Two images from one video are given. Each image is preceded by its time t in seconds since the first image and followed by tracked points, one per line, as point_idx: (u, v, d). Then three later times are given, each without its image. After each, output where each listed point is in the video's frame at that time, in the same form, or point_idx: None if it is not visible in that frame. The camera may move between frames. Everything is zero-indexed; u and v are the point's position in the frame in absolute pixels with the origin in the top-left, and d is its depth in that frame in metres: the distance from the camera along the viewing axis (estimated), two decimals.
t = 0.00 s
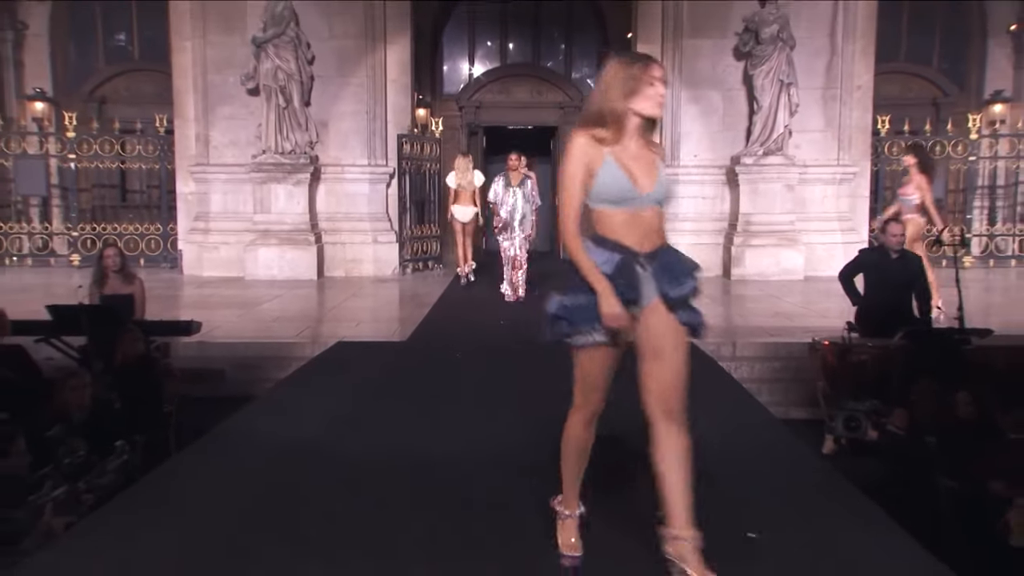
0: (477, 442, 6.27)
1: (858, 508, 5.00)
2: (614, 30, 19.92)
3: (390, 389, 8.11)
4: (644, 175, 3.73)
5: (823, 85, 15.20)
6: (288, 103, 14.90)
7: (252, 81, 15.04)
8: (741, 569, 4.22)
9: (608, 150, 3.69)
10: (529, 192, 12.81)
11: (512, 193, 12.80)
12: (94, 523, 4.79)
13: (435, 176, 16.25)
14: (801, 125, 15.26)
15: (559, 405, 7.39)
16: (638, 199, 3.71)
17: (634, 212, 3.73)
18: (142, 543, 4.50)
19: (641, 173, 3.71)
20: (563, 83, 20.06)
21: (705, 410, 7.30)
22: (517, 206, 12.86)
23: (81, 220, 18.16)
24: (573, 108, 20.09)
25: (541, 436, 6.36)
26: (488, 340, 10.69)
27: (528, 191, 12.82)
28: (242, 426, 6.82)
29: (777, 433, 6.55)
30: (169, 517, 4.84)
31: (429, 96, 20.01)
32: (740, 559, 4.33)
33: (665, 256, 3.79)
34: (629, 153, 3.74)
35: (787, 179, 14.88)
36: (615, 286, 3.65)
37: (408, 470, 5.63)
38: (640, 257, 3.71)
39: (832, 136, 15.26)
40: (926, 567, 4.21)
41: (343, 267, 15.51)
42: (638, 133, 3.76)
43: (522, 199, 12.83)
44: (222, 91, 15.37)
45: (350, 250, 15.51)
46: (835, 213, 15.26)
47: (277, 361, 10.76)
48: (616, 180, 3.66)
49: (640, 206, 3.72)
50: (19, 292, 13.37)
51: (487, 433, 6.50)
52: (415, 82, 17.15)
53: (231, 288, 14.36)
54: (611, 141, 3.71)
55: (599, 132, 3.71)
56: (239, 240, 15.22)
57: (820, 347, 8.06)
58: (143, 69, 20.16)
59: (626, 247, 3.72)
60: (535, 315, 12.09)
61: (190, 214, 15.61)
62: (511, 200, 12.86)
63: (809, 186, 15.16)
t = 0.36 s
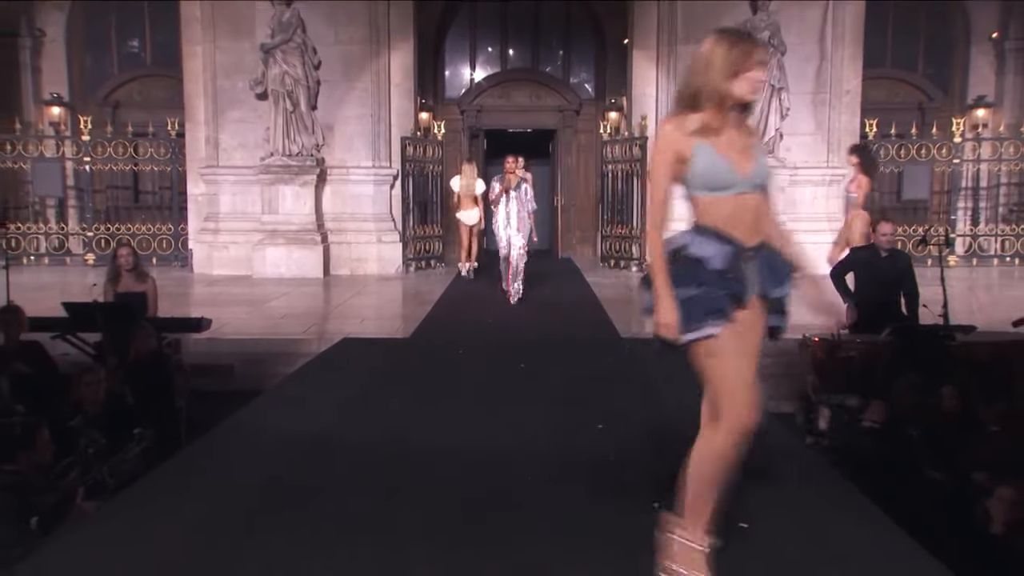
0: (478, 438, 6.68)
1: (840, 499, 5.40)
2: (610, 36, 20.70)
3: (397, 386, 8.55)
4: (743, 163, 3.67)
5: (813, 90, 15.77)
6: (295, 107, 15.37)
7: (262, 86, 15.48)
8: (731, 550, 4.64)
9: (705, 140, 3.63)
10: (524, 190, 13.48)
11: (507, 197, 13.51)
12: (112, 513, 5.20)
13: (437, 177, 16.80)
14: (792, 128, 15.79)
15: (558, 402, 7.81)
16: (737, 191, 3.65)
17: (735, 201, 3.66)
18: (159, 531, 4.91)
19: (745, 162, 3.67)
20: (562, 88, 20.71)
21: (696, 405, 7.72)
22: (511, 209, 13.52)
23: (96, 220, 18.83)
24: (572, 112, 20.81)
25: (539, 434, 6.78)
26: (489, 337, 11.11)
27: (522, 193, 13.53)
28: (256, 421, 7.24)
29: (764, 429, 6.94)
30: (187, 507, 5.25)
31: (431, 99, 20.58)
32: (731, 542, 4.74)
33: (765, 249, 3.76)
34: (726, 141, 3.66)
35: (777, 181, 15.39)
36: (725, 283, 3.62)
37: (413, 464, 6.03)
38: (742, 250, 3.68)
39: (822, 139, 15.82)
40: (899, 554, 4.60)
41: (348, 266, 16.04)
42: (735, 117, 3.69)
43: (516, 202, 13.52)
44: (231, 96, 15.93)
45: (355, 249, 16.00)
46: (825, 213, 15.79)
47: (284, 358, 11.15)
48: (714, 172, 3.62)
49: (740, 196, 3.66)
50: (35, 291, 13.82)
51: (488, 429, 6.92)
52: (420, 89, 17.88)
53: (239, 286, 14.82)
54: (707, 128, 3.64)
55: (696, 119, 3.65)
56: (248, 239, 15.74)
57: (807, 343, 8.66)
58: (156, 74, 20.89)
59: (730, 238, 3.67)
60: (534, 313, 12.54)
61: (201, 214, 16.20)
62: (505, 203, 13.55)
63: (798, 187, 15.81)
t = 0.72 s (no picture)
0: (479, 437, 6.90)
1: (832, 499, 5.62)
2: (609, 39, 20.95)
3: (400, 384, 8.77)
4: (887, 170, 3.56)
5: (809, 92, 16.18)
6: (297, 108, 15.61)
7: (264, 88, 15.81)
8: (725, 548, 4.85)
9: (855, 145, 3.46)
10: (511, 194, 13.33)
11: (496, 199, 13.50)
12: (122, 512, 5.41)
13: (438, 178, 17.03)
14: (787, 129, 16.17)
15: (559, 401, 8.03)
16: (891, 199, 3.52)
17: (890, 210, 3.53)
18: (164, 529, 5.13)
19: (889, 169, 3.59)
20: (562, 89, 20.98)
21: (692, 404, 7.95)
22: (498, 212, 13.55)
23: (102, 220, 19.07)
24: (570, 113, 21.05)
25: (538, 433, 7.00)
26: (490, 334, 11.31)
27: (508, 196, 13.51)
28: (263, 420, 7.46)
29: (759, 427, 7.14)
30: (191, 506, 5.47)
31: (432, 101, 20.84)
32: (723, 540, 4.95)
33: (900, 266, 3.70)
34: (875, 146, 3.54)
35: (773, 181, 15.57)
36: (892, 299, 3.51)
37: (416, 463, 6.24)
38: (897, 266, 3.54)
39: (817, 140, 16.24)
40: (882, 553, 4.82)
41: (351, 265, 16.26)
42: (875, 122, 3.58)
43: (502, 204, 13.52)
44: (236, 97, 16.21)
45: (357, 249, 16.23)
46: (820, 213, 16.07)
47: (288, 356, 11.34)
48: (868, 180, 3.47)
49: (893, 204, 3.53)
50: (42, 290, 14.02)
51: (490, 428, 7.14)
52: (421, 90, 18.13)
53: (243, 286, 15.04)
54: (856, 132, 3.48)
55: (834, 122, 3.49)
56: (252, 239, 15.98)
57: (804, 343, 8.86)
58: (163, 76, 21.12)
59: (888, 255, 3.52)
60: (534, 312, 12.75)
61: (205, 214, 16.42)
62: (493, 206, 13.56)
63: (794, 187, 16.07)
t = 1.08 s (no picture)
0: (479, 436, 6.93)
1: (830, 498, 5.65)
2: (609, 39, 20.96)
3: (400, 384, 8.79)
4: None
5: (810, 92, 16.23)
6: (297, 109, 15.62)
7: (264, 88, 15.85)
8: (725, 548, 4.87)
9: None
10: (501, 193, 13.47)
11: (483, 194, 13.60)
12: (122, 511, 5.44)
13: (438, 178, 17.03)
14: (787, 130, 16.22)
15: (558, 400, 8.06)
16: None
17: None
18: (166, 529, 5.15)
19: None
20: (562, 90, 21.00)
21: (692, 404, 7.98)
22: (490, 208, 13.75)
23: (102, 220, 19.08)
24: (570, 113, 21.06)
25: (538, 432, 7.03)
26: (490, 334, 11.31)
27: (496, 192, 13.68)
28: (263, 419, 7.48)
29: (758, 428, 7.16)
30: (191, 506, 5.49)
31: (432, 101, 20.86)
32: (724, 540, 4.97)
33: None
34: None
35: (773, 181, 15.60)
36: None
37: (416, 463, 6.25)
38: None
39: (817, 140, 16.25)
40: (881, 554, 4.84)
41: (351, 265, 16.28)
42: None
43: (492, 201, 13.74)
44: (236, 97, 16.23)
45: (358, 249, 16.25)
46: (819, 213, 16.13)
47: (288, 355, 11.32)
48: None
49: None
50: (42, 290, 14.03)
51: (490, 428, 7.16)
52: (420, 89, 18.13)
53: (243, 286, 15.05)
54: None
55: None
56: (252, 239, 16.00)
57: (803, 343, 8.92)
58: (164, 77, 21.14)
59: None
60: (534, 313, 12.76)
61: (205, 214, 16.43)
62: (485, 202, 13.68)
63: (795, 187, 16.11)
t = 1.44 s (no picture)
0: (480, 436, 6.94)
1: (828, 498, 5.67)
2: (609, 40, 20.96)
3: (400, 384, 8.81)
4: None
5: (810, 93, 16.24)
6: (298, 109, 15.62)
7: (264, 88, 15.86)
8: (724, 548, 4.88)
9: None
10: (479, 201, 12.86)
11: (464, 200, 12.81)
12: (121, 511, 5.44)
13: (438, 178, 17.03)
14: (787, 130, 16.25)
15: (558, 401, 8.07)
16: None
17: None
18: (167, 529, 5.15)
19: None
20: (562, 91, 21.01)
21: (692, 404, 7.99)
22: (467, 215, 12.86)
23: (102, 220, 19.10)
24: (570, 114, 21.06)
25: (538, 432, 7.05)
26: (490, 335, 11.30)
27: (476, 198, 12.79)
28: (264, 419, 7.49)
29: (759, 428, 7.18)
30: (189, 506, 5.49)
31: (432, 101, 20.86)
32: (724, 540, 4.97)
33: None
34: None
35: (773, 182, 15.63)
36: None
37: (415, 464, 6.25)
38: None
39: (817, 141, 16.26)
40: (881, 554, 4.84)
41: (351, 266, 16.29)
42: None
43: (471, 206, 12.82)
44: (236, 97, 16.25)
45: (358, 249, 16.26)
46: (819, 214, 16.18)
47: (288, 355, 11.32)
48: None
49: None
50: (42, 290, 14.04)
51: (490, 428, 7.17)
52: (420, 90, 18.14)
53: (244, 286, 15.05)
54: None
55: None
56: (252, 239, 16.01)
57: (803, 342, 8.97)
58: (164, 77, 21.15)
59: None
60: (533, 313, 12.76)
61: (206, 215, 16.44)
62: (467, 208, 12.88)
63: (794, 187, 16.13)
